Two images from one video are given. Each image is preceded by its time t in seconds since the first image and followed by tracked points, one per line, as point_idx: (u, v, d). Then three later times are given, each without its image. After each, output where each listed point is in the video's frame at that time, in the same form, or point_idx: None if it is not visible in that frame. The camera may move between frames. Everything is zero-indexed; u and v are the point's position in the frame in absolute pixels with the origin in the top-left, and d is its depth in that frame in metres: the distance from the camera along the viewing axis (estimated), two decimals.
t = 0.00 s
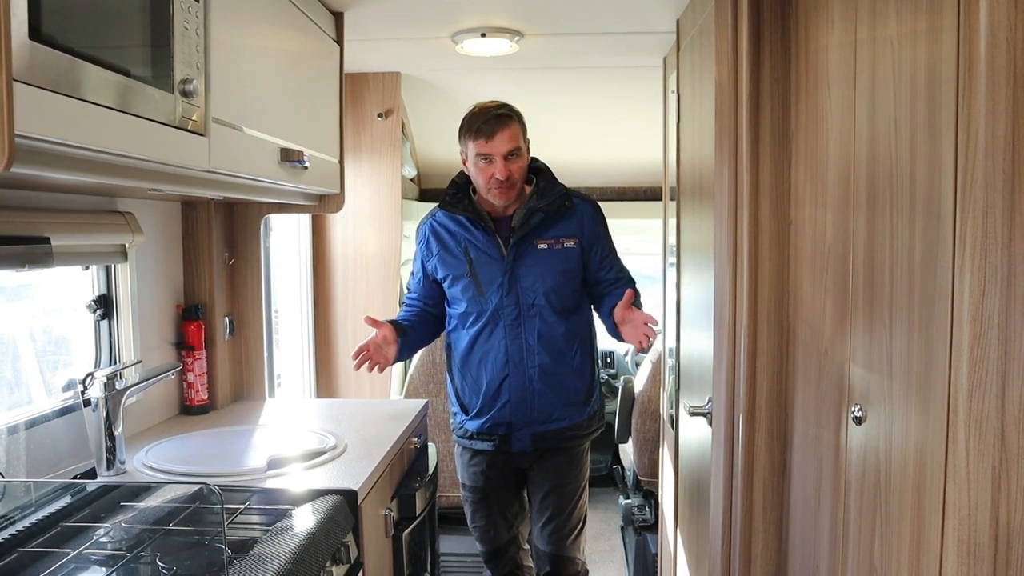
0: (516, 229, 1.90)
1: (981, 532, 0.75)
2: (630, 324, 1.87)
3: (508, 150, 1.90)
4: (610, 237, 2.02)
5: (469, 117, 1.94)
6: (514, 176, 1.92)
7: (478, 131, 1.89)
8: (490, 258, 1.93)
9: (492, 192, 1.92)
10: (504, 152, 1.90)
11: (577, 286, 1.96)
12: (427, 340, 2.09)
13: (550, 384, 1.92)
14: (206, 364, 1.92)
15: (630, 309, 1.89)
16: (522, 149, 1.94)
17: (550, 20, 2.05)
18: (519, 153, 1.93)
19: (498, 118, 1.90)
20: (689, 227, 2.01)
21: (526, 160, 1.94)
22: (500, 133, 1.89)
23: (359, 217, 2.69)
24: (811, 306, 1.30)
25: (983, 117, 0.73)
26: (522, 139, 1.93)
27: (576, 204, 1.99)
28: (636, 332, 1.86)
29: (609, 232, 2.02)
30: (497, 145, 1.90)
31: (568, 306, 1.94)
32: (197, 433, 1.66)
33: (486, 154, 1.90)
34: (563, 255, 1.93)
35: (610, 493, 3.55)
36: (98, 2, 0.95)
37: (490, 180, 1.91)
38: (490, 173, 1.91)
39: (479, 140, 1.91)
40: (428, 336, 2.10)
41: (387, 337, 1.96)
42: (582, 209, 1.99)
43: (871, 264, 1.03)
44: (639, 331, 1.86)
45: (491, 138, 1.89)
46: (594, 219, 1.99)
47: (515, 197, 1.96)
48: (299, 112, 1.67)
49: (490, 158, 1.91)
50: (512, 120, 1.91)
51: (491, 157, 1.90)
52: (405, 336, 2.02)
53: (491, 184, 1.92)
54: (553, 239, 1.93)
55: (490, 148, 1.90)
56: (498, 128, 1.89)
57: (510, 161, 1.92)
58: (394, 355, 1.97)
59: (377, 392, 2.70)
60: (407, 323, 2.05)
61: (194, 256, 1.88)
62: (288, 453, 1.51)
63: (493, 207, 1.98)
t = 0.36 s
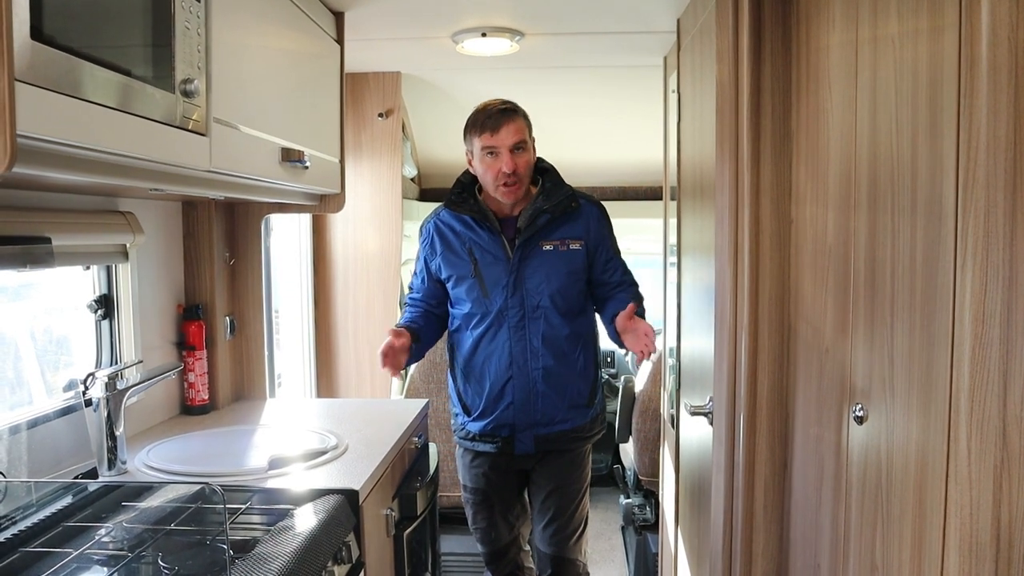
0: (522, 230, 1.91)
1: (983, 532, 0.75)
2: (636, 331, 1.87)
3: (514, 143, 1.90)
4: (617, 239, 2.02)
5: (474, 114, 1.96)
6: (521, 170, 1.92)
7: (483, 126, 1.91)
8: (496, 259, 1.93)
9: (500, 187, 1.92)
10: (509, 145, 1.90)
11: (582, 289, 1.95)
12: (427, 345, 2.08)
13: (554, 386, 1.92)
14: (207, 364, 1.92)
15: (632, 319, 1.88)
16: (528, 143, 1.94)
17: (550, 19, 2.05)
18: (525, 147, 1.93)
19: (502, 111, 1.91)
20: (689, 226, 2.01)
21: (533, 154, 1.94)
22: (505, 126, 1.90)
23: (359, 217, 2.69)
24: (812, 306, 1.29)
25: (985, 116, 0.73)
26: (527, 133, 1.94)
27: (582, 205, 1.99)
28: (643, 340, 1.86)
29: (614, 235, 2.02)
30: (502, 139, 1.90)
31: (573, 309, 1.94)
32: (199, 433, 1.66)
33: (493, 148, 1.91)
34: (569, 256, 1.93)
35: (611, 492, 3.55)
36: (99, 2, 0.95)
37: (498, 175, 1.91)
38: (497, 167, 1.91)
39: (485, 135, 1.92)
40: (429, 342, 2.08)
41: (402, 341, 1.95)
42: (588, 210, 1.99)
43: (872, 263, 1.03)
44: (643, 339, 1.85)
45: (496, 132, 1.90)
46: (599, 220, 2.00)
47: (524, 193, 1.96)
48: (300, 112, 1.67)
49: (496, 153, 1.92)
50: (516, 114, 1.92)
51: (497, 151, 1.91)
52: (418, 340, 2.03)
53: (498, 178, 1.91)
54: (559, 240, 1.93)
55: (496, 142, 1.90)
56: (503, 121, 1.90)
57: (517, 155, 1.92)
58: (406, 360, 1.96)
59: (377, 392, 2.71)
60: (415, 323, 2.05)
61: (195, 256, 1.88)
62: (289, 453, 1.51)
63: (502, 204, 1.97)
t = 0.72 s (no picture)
0: (523, 229, 1.91)
1: (984, 532, 0.75)
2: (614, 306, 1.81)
3: (509, 136, 1.92)
4: (620, 236, 2.03)
5: (464, 119, 1.99)
6: (520, 163, 1.93)
7: (476, 125, 1.93)
8: (497, 257, 1.93)
9: (502, 182, 1.92)
10: (505, 139, 1.92)
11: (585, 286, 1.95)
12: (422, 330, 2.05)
13: (557, 384, 1.92)
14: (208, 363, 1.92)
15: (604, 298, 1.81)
16: (523, 137, 1.96)
17: (550, 19, 2.05)
18: (520, 140, 1.95)
19: (492, 109, 1.94)
20: (690, 226, 2.01)
21: (529, 147, 1.96)
22: (498, 122, 1.92)
23: (360, 216, 2.69)
24: (813, 305, 1.30)
25: (985, 117, 0.73)
26: (520, 127, 1.96)
27: (583, 202, 1.99)
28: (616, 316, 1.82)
29: (615, 231, 2.03)
30: (497, 134, 1.92)
31: (575, 309, 1.94)
32: (199, 433, 1.66)
33: (489, 146, 1.92)
34: (571, 254, 1.93)
35: (611, 492, 3.55)
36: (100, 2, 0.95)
37: (498, 170, 1.91)
38: (497, 162, 1.91)
39: (479, 134, 1.94)
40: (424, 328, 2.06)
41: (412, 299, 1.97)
42: (590, 207, 1.99)
43: (873, 262, 1.03)
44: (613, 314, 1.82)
45: (490, 129, 1.92)
46: (601, 217, 2.00)
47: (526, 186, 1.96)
48: (301, 112, 1.67)
49: (493, 149, 1.93)
50: (506, 111, 1.95)
51: (494, 147, 1.92)
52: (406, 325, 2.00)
53: (500, 173, 1.91)
54: (560, 238, 1.94)
55: (491, 139, 1.92)
56: (495, 117, 1.93)
57: (514, 148, 1.93)
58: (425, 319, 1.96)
59: (377, 391, 2.71)
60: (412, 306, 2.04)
61: (195, 255, 1.88)
62: (290, 452, 1.51)
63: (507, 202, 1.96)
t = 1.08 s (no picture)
0: (523, 232, 1.90)
1: (985, 531, 0.75)
2: (575, 361, 1.74)
3: (521, 145, 1.91)
4: (618, 237, 2.02)
5: (481, 112, 1.95)
6: (525, 173, 1.93)
7: (492, 125, 1.90)
8: (497, 261, 1.92)
9: (503, 188, 1.93)
10: (517, 147, 1.91)
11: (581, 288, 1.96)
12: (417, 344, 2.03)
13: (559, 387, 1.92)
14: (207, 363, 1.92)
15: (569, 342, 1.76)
16: (533, 147, 1.95)
17: (550, 18, 2.05)
18: (530, 149, 1.94)
19: (510, 113, 1.92)
20: (690, 225, 2.01)
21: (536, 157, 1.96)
22: (514, 128, 1.90)
23: (359, 216, 2.69)
24: (813, 304, 1.30)
25: (986, 114, 0.73)
26: (533, 136, 1.95)
27: (582, 205, 1.98)
28: (573, 374, 1.74)
29: (614, 232, 2.02)
30: (510, 140, 1.90)
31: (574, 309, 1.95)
32: (198, 432, 1.67)
33: (500, 149, 1.91)
34: (570, 257, 1.93)
35: (611, 491, 3.56)
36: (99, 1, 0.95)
37: (503, 175, 1.91)
38: (503, 168, 1.91)
39: (492, 135, 1.91)
40: (421, 341, 2.04)
41: (367, 340, 1.88)
42: (588, 209, 1.99)
43: (873, 260, 1.03)
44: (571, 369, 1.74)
45: (505, 133, 1.90)
46: (599, 219, 1.99)
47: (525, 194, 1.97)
48: (300, 111, 1.67)
49: (503, 154, 1.91)
50: (525, 117, 1.93)
51: (504, 152, 1.91)
52: (390, 337, 1.94)
53: (502, 179, 1.92)
54: (559, 241, 1.93)
55: (503, 144, 1.90)
56: (512, 122, 1.90)
57: (523, 158, 1.93)
58: (381, 358, 1.89)
59: (377, 391, 2.71)
60: (396, 327, 1.99)
61: (195, 254, 1.88)
62: (290, 451, 1.51)
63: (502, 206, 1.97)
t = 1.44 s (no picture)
0: (522, 234, 1.89)
1: (984, 531, 0.75)
2: (575, 360, 1.73)
3: (512, 147, 1.89)
4: (617, 237, 2.01)
5: (470, 116, 1.94)
6: (518, 175, 1.91)
7: (481, 129, 1.89)
8: (495, 263, 1.92)
9: (497, 193, 1.91)
10: (507, 150, 1.89)
11: (580, 289, 1.95)
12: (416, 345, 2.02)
13: (557, 388, 1.91)
14: (205, 362, 1.91)
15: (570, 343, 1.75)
16: (526, 148, 1.93)
17: (549, 17, 2.04)
18: (523, 151, 1.92)
19: (500, 115, 1.90)
20: (689, 224, 2.01)
21: (530, 158, 1.93)
22: (503, 130, 1.89)
23: (358, 215, 2.69)
24: (812, 302, 1.29)
25: (986, 111, 0.73)
26: (524, 137, 1.92)
27: (581, 205, 1.97)
28: (574, 374, 1.74)
29: (614, 232, 2.01)
30: (500, 143, 1.89)
31: (572, 310, 1.94)
32: (198, 431, 1.67)
33: (490, 153, 1.89)
34: (569, 258, 1.92)
35: (611, 491, 3.55)
36: None
37: (496, 179, 1.90)
38: (495, 172, 1.90)
39: (482, 139, 1.90)
40: (421, 342, 2.04)
41: (372, 342, 1.90)
42: (587, 209, 1.98)
43: (872, 259, 1.03)
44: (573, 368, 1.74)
45: (494, 137, 1.88)
46: (599, 218, 1.98)
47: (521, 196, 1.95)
48: (298, 110, 1.67)
49: (494, 157, 1.90)
50: (514, 118, 1.90)
51: (495, 156, 1.90)
52: (394, 340, 1.95)
53: (496, 183, 1.90)
54: (559, 242, 1.92)
55: (493, 148, 1.89)
56: (501, 124, 1.89)
57: (515, 160, 1.91)
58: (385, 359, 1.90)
59: (376, 391, 2.70)
60: (397, 328, 1.99)
61: (193, 253, 1.88)
62: (287, 451, 1.51)
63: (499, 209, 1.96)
